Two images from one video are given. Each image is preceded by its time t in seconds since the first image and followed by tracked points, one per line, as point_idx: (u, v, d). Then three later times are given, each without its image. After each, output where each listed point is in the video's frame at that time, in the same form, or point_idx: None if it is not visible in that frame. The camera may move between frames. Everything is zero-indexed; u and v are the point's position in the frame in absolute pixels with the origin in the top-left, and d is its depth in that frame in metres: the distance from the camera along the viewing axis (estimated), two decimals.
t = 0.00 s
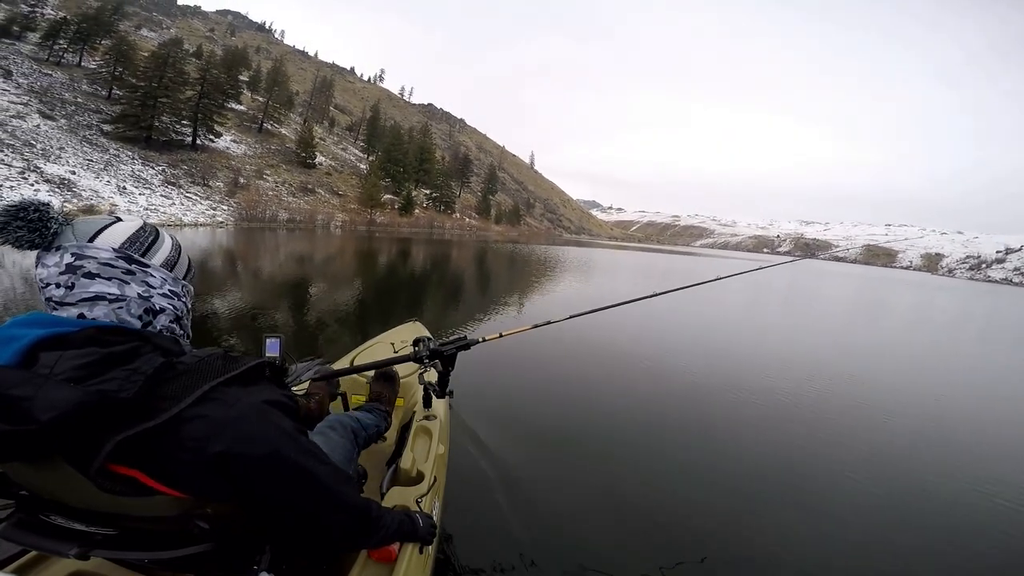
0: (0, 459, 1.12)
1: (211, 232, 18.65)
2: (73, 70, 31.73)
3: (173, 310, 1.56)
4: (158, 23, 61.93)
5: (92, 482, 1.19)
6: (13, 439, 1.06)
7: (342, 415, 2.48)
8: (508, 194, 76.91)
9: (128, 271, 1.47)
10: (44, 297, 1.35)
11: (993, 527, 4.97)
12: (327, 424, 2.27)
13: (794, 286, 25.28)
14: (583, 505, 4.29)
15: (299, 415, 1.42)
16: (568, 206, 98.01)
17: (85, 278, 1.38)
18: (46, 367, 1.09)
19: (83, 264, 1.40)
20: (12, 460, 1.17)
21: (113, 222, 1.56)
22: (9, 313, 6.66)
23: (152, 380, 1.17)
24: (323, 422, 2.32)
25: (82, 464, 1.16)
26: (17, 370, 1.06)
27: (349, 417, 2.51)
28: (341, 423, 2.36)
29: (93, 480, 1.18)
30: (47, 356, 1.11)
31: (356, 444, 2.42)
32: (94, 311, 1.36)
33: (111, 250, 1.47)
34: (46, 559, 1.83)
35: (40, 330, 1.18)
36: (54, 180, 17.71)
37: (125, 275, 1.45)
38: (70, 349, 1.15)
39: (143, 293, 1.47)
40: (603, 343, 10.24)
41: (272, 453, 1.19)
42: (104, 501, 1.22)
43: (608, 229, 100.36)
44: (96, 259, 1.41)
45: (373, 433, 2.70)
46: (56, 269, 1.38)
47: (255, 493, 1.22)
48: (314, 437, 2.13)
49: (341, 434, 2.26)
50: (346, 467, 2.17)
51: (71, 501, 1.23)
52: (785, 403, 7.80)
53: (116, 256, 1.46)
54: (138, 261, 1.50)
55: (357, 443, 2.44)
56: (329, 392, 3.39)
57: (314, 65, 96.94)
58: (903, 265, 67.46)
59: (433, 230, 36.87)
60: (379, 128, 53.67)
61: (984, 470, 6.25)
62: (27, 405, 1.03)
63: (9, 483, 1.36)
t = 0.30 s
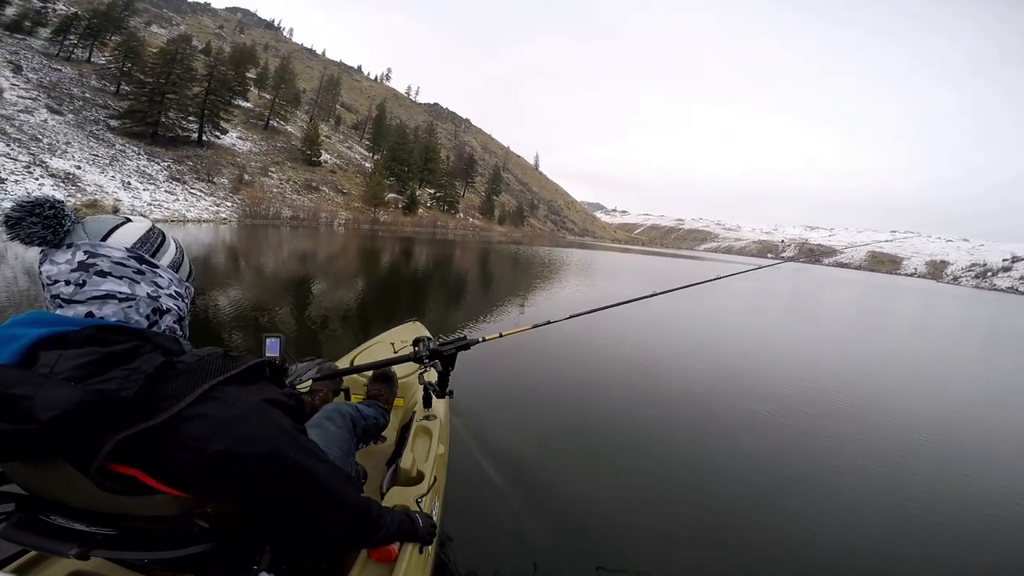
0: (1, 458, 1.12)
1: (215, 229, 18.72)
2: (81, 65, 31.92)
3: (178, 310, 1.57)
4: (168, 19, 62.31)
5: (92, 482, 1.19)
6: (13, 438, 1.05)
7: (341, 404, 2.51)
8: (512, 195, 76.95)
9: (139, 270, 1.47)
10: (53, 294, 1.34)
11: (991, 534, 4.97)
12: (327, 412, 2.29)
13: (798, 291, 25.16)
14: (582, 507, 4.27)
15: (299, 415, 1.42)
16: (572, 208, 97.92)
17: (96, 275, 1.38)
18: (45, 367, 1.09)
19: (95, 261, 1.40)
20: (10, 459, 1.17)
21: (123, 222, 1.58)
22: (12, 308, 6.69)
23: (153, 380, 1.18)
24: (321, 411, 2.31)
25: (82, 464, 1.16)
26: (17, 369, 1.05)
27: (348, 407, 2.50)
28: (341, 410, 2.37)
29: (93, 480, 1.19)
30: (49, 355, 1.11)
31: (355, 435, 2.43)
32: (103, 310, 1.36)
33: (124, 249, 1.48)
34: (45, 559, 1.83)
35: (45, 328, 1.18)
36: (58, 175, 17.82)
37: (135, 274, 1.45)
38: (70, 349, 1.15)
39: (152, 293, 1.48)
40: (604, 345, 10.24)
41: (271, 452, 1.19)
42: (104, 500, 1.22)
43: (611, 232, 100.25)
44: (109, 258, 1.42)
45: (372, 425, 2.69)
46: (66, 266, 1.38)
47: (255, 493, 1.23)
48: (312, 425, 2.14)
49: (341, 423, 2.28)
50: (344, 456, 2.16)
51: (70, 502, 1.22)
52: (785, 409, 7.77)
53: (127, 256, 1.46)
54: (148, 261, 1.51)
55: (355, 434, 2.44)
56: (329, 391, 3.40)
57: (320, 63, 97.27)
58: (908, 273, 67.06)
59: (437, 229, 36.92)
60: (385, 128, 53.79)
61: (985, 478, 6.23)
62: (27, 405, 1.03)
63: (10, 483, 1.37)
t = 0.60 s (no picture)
0: None
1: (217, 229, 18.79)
2: (85, 66, 32.12)
3: (178, 309, 1.58)
4: (171, 20, 62.66)
5: (92, 481, 1.19)
6: (13, 438, 1.05)
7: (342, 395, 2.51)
8: (515, 195, 76.95)
9: (140, 270, 1.48)
10: (54, 293, 1.35)
11: (991, 533, 4.96)
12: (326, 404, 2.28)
13: (802, 292, 25.05)
14: (581, 508, 4.27)
15: (299, 413, 1.42)
16: (575, 209, 97.83)
17: (99, 275, 1.39)
18: (46, 366, 1.09)
19: (96, 261, 1.40)
20: (13, 459, 1.17)
21: (124, 222, 1.58)
22: (15, 308, 6.73)
23: (153, 378, 1.18)
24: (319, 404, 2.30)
25: (84, 464, 1.16)
26: (16, 369, 1.06)
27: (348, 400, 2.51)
28: (340, 403, 2.37)
29: (94, 479, 1.19)
30: (50, 354, 1.11)
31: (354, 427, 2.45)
32: (104, 309, 1.37)
33: (125, 249, 1.49)
34: (46, 558, 1.84)
35: (47, 328, 1.18)
36: (61, 175, 17.94)
37: (137, 273, 1.46)
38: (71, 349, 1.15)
39: (153, 292, 1.49)
40: (605, 345, 10.23)
41: (270, 452, 1.18)
42: (104, 501, 1.22)
43: (614, 232, 100.12)
44: (110, 257, 1.43)
45: (371, 421, 2.70)
46: (68, 265, 1.38)
47: (254, 492, 1.23)
48: (311, 418, 2.13)
49: (340, 416, 2.27)
50: (342, 451, 2.16)
51: (70, 500, 1.23)
52: (786, 409, 7.73)
53: (129, 256, 1.47)
54: (149, 260, 1.52)
55: (354, 428, 2.44)
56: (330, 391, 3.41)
57: (323, 64, 97.60)
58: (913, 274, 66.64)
59: (439, 230, 36.95)
60: (388, 128, 53.88)
61: (987, 477, 6.21)
62: (29, 404, 1.03)
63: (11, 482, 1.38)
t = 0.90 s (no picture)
0: None
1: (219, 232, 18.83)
2: (87, 71, 32.25)
3: (176, 308, 1.58)
4: (171, 24, 62.90)
5: (92, 482, 1.19)
6: (13, 438, 1.05)
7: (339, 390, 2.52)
8: (517, 195, 76.89)
9: (136, 270, 1.48)
10: (50, 296, 1.34)
11: (994, 527, 4.95)
12: (322, 401, 2.29)
13: (807, 288, 24.92)
14: (583, 506, 4.27)
15: (298, 413, 1.41)
16: (578, 207, 97.66)
17: (94, 276, 1.38)
18: (46, 366, 1.09)
19: (92, 262, 1.40)
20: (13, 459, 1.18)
21: (116, 222, 1.58)
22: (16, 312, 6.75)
23: (152, 378, 1.17)
24: (315, 399, 2.29)
25: (84, 464, 1.16)
26: (16, 369, 1.06)
27: (346, 396, 2.50)
28: (337, 398, 2.37)
29: (93, 480, 1.18)
30: (48, 354, 1.11)
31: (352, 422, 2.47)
32: (102, 310, 1.37)
33: (120, 249, 1.48)
34: (48, 559, 1.84)
35: (47, 328, 1.18)
36: (63, 180, 18.04)
37: (132, 274, 1.46)
38: (70, 349, 1.15)
39: (149, 293, 1.49)
40: (606, 344, 10.22)
41: (270, 451, 1.18)
42: (104, 501, 1.23)
43: (617, 230, 99.89)
44: (105, 259, 1.42)
45: (369, 419, 2.69)
46: (63, 268, 1.38)
47: (255, 492, 1.22)
48: (307, 416, 2.14)
49: (337, 412, 2.28)
50: (338, 449, 2.16)
51: (71, 499, 1.23)
52: (790, 406, 7.69)
53: (123, 256, 1.47)
54: (144, 260, 1.52)
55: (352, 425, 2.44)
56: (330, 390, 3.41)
57: (324, 66, 97.85)
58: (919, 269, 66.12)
59: (442, 230, 36.99)
60: (389, 129, 53.93)
61: (990, 472, 6.19)
62: (28, 403, 1.04)
63: (10, 483, 1.38)
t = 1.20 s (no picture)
0: None
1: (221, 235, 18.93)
2: (88, 75, 32.42)
3: (174, 309, 1.57)
4: (172, 28, 63.14)
5: (91, 482, 1.18)
6: (15, 440, 1.06)
7: (339, 390, 2.52)
8: (520, 194, 76.90)
9: (130, 272, 1.47)
10: (44, 300, 1.33)
11: (997, 523, 4.93)
12: (321, 400, 2.29)
13: (811, 286, 24.81)
14: (585, 506, 4.24)
15: (299, 413, 1.41)
16: (580, 207, 97.67)
17: (88, 280, 1.37)
18: (45, 368, 1.09)
19: (84, 266, 1.39)
20: (10, 461, 1.17)
21: (109, 222, 1.55)
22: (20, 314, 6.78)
23: (152, 379, 1.17)
24: (314, 399, 2.28)
25: (83, 465, 1.16)
26: (16, 371, 1.06)
27: (345, 395, 2.49)
28: (336, 397, 2.37)
29: (92, 481, 1.18)
30: (48, 356, 1.11)
31: (351, 423, 2.46)
32: (98, 312, 1.36)
33: (112, 251, 1.46)
34: (46, 559, 1.83)
35: (44, 330, 1.18)
36: (65, 184, 18.16)
37: (126, 276, 1.45)
38: (70, 350, 1.15)
39: (146, 294, 1.48)
40: (606, 343, 10.21)
41: (270, 453, 1.17)
42: (104, 502, 1.22)
43: (620, 229, 99.64)
44: (98, 261, 1.41)
45: (368, 419, 2.68)
46: (56, 272, 1.37)
47: (254, 494, 1.21)
48: (307, 415, 2.13)
49: (336, 412, 2.28)
50: (338, 449, 2.15)
51: (70, 499, 1.23)
52: (794, 405, 7.63)
53: (117, 258, 1.46)
54: (138, 261, 1.50)
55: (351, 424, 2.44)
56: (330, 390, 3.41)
57: (324, 67, 98.14)
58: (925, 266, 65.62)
59: (445, 231, 37.04)
60: (390, 130, 54.02)
61: (996, 470, 6.13)
62: (27, 406, 1.04)
63: (10, 484, 1.39)
